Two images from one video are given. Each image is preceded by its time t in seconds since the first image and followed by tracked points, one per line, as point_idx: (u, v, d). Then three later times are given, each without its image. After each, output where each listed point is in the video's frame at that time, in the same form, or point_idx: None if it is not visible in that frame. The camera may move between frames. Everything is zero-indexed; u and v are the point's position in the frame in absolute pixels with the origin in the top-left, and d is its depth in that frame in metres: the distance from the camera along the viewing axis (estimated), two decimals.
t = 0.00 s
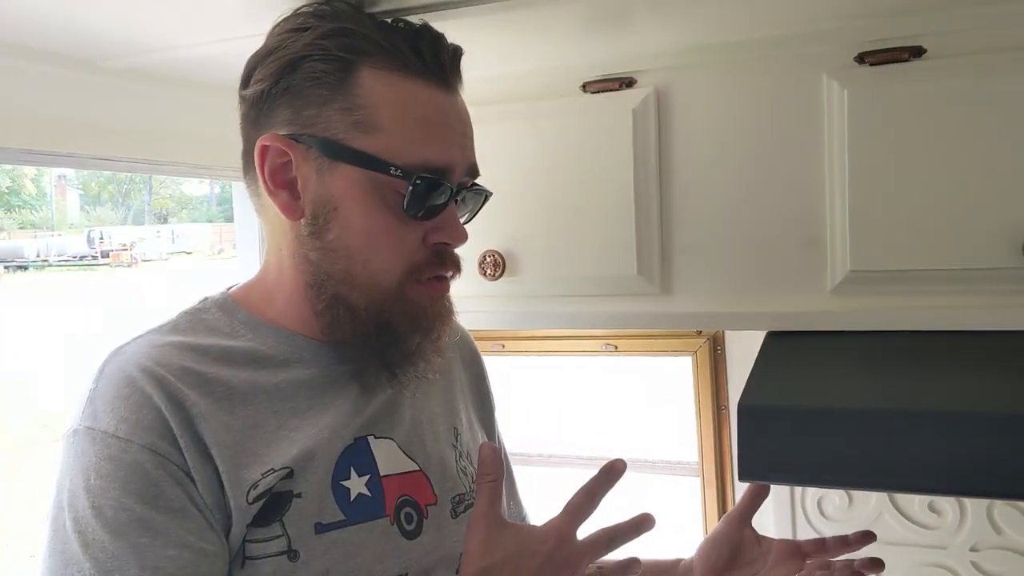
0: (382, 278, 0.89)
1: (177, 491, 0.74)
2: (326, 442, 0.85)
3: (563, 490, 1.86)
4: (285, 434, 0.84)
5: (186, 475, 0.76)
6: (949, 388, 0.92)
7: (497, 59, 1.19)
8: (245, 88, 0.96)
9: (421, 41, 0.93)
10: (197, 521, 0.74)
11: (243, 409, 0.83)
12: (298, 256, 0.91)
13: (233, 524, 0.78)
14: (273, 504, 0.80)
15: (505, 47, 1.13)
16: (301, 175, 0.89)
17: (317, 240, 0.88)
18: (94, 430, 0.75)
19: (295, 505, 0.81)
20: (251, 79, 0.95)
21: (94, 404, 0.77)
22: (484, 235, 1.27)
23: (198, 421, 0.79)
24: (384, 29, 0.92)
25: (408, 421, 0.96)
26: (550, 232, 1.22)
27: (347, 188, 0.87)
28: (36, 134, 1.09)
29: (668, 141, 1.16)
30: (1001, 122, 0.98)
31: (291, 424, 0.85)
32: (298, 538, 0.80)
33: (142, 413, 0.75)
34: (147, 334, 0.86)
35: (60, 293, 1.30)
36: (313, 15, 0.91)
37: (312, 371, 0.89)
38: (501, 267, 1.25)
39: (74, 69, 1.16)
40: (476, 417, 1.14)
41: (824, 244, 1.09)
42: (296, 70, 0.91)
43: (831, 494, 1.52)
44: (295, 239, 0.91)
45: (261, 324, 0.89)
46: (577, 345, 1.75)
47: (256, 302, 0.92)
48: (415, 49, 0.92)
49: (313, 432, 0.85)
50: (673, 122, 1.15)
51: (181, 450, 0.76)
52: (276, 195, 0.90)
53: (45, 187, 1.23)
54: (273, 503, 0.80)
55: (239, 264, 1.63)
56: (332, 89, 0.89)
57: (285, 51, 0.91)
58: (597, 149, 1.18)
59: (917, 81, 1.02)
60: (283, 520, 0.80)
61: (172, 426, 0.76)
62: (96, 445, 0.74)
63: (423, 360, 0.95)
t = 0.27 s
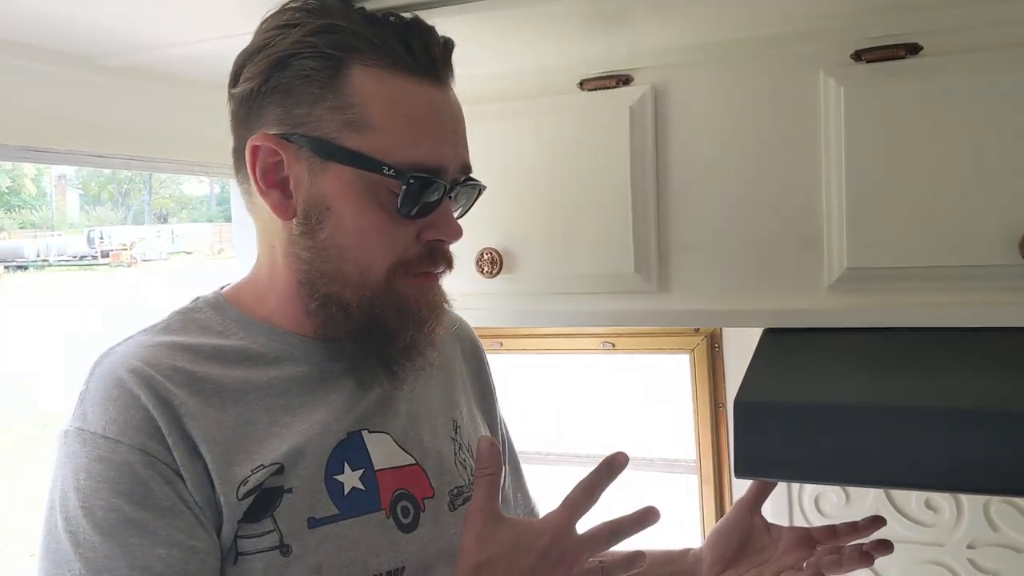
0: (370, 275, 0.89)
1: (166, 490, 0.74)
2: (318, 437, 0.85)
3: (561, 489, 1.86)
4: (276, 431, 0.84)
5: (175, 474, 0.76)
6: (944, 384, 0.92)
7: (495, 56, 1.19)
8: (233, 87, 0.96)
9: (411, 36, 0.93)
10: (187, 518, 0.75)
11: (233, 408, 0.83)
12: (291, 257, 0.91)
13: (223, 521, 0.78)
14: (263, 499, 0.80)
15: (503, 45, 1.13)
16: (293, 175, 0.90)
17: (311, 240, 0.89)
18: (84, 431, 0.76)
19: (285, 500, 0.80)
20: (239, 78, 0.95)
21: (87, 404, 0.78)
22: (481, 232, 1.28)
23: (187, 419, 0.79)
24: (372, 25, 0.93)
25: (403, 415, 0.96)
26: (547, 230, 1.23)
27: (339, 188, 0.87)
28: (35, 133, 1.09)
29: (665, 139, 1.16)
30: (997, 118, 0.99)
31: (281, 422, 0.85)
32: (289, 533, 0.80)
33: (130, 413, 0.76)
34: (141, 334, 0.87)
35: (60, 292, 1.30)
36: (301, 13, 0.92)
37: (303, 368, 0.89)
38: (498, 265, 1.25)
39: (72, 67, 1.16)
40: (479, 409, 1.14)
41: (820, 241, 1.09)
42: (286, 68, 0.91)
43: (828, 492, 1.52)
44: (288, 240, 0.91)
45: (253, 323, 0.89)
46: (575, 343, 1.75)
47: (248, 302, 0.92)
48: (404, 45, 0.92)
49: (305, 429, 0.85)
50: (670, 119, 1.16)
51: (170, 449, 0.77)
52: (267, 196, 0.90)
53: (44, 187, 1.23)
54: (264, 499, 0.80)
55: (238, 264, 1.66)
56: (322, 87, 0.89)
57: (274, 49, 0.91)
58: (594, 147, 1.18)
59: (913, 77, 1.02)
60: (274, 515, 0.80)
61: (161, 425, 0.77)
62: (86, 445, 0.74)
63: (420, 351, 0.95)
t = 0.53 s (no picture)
0: (374, 284, 0.89)
1: (158, 491, 0.74)
2: (318, 440, 0.85)
3: (559, 487, 1.87)
4: (275, 433, 0.84)
5: (171, 475, 0.76)
6: (942, 381, 0.92)
7: (492, 54, 1.19)
8: (207, 116, 0.94)
9: (374, 34, 0.89)
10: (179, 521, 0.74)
11: (234, 409, 0.83)
12: (292, 274, 0.91)
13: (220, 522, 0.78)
14: (261, 500, 0.80)
15: (500, 43, 1.13)
16: (284, 198, 0.89)
17: (309, 259, 0.88)
18: (84, 428, 0.76)
19: (283, 500, 0.81)
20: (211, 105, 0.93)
21: (90, 400, 0.79)
22: (479, 231, 1.28)
23: (187, 419, 0.78)
24: (331, 26, 0.89)
25: (407, 414, 0.95)
26: (545, 228, 1.23)
27: (331, 205, 0.87)
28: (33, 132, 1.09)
29: (663, 137, 1.16)
30: (995, 116, 0.99)
31: (284, 424, 0.85)
32: (288, 533, 0.80)
33: (128, 413, 0.76)
34: (146, 330, 0.87)
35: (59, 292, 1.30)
36: (258, 30, 0.88)
37: (308, 372, 0.89)
38: (496, 263, 1.26)
39: (69, 65, 1.15)
40: (481, 409, 1.13)
41: (818, 239, 1.09)
42: (254, 93, 0.88)
43: (826, 491, 1.52)
44: (287, 258, 0.91)
45: (256, 323, 0.89)
46: (573, 341, 1.75)
47: (253, 301, 0.92)
48: (368, 46, 0.88)
49: (304, 433, 0.85)
50: (668, 117, 1.16)
51: (167, 450, 0.76)
52: (262, 222, 0.90)
53: (44, 187, 1.22)
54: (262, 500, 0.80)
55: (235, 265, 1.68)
56: (295, 109, 0.87)
57: (238, 74, 0.88)
58: (592, 145, 1.18)
59: (912, 75, 1.02)
60: (272, 516, 0.80)
61: (160, 426, 0.76)
62: (84, 444, 0.75)
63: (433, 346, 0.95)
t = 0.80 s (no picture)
0: (378, 271, 0.89)
1: (151, 495, 0.74)
2: (318, 441, 0.85)
3: (558, 486, 1.87)
4: (275, 434, 0.84)
5: (166, 480, 0.75)
6: (940, 380, 0.92)
7: (490, 53, 1.19)
8: (209, 107, 0.94)
9: (376, 26, 0.90)
10: (170, 526, 0.74)
11: (234, 411, 0.83)
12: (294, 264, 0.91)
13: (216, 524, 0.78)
14: (259, 503, 0.80)
15: (498, 41, 1.13)
16: (285, 187, 0.89)
17: (312, 247, 0.88)
18: (83, 429, 0.76)
19: (280, 502, 0.81)
20: (212, 96, 0.93)
21: (90, 400, 0.79)
22: (477, 229, 1.28)
23: (186, 421, 0.79)
24: (333, 18, 0.90)
25: (408, 416, 0.95)
26: (543, 227, 1.23)
27: (333, 192, 0.87)
28: (33, 131, 1.09)
29: (661, 136, 1.16)
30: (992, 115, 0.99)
31: (285, 425, 0.85)
32: (286, 536, 0.80)
33: (126, 415, 0.76)
34: (148, 329, 0.87)
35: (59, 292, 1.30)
36: (262, 20, 0.89)
37: (310, 370, 0.89)
38: (495, 262, 1.26)
39: (68, 64, 1.15)
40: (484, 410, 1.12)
41: (815, 239, 1.09)
42: (256, 82, 0.88)
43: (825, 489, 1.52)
44: (288, 248, 0.91)
45: (258, 321, 0.89)
46: (571, 339, 1.75)
47: (255, 298, 0.93)
48: (370, 37, 0.88)
49: (306, 433, 0.85)
50: (666, 116, 1.16)
51: (165, 454, 0.76)
52: (264, 211, 0.90)
53: (44, 187, 1.22)
54: (260, 503, 0.80)
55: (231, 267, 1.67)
56: (297, 97, 0.87)
57: (241, 64, 0.89)
58: (590, 143, 1.18)
59: (909, 74, 1.02)
60: (270, 518, 0.80)
61: (159, 430, 0.76)
62: (81, 444, 0.75)
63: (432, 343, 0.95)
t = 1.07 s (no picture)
0: (386, 263, 0.90)
1: (151, 491, 0.74)
2: (319, 438, 0.86)
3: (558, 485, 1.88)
4: (274, 431, 0.84)
5: (166, 475, 0.76)
6: (936, 378, 0.93)
7: (489, 52, 1.19)
8: (205, 113, 0.93)
9: (368, 19, 0.91)
10: (170, 521, 0.75)
11: (233, 408, 0.83)
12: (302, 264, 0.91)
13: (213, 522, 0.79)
14: (255, 501, 0.80)
15: (497, 41, 1.13)
16: (291, 188, 0.88)
17: (321, 244, 0.88)
18: (83, 426, 0.77)
19: (278, 500, 0.81)
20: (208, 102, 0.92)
21: (90, 397, 0.79)
22: (477, 228, 1.29)
23: (185, 417, 0.79)
24: (325, 15, 0.90)
25: (407, 416, 0.95)
26: (542, 226, 1.23)
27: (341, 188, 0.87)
28: (34, 131, 1.10)
29: (659, 135, 1.17)
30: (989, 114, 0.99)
31: (283, 422, 0.85)
32: (283, 533, 0.80)
33: (126, 412, 0.76)
34: (147, 326, 0.87)
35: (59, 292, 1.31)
36: (255, 22, 0.89)
37: (308, 368, 0.89)
38: (494, 261, 1.26)
39: (69, 64, 1.16)
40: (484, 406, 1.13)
41: (813, 237, 1.10)
42: (254, 83, 0.88)
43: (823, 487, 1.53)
44: (295, 248, 0.90)
45: (257, 319, 0.90)
46: (570, 338, 1.76)
47: (259, 303, 0.92)
48: (364, 32, 0.89)
49: (307, 429, 0.85)
50: (664, 115, 1.16)
51: (165, 450, 0.77)
52: (271, 213, 0.89)
53: (44, 187, 1.23)
54: (256, 500, 0.80)
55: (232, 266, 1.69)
56: (299, 95, 0.87)
57: (237, 66, 0.88)
58: (589, 143, 1.19)
59: (907, 74, 1.02)
60: (267, 516, 0.80)
61: (159, 425, 0.77)
62: (81, 441, 0.75)
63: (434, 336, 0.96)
